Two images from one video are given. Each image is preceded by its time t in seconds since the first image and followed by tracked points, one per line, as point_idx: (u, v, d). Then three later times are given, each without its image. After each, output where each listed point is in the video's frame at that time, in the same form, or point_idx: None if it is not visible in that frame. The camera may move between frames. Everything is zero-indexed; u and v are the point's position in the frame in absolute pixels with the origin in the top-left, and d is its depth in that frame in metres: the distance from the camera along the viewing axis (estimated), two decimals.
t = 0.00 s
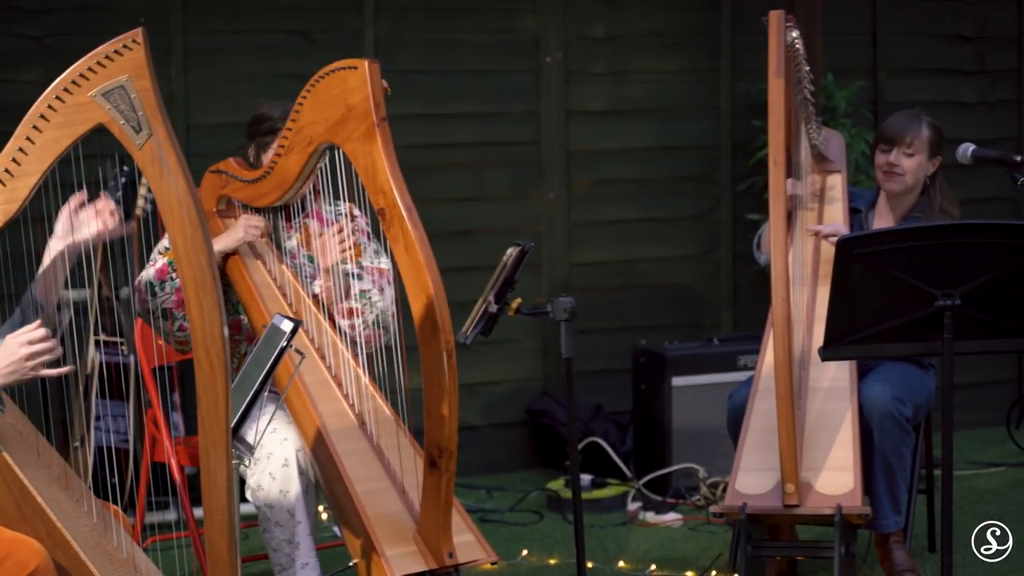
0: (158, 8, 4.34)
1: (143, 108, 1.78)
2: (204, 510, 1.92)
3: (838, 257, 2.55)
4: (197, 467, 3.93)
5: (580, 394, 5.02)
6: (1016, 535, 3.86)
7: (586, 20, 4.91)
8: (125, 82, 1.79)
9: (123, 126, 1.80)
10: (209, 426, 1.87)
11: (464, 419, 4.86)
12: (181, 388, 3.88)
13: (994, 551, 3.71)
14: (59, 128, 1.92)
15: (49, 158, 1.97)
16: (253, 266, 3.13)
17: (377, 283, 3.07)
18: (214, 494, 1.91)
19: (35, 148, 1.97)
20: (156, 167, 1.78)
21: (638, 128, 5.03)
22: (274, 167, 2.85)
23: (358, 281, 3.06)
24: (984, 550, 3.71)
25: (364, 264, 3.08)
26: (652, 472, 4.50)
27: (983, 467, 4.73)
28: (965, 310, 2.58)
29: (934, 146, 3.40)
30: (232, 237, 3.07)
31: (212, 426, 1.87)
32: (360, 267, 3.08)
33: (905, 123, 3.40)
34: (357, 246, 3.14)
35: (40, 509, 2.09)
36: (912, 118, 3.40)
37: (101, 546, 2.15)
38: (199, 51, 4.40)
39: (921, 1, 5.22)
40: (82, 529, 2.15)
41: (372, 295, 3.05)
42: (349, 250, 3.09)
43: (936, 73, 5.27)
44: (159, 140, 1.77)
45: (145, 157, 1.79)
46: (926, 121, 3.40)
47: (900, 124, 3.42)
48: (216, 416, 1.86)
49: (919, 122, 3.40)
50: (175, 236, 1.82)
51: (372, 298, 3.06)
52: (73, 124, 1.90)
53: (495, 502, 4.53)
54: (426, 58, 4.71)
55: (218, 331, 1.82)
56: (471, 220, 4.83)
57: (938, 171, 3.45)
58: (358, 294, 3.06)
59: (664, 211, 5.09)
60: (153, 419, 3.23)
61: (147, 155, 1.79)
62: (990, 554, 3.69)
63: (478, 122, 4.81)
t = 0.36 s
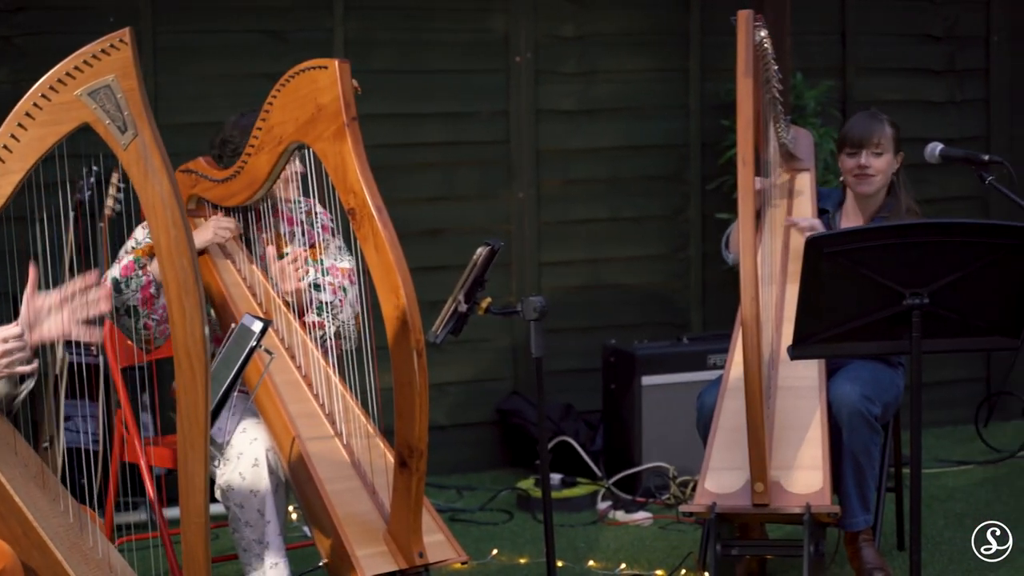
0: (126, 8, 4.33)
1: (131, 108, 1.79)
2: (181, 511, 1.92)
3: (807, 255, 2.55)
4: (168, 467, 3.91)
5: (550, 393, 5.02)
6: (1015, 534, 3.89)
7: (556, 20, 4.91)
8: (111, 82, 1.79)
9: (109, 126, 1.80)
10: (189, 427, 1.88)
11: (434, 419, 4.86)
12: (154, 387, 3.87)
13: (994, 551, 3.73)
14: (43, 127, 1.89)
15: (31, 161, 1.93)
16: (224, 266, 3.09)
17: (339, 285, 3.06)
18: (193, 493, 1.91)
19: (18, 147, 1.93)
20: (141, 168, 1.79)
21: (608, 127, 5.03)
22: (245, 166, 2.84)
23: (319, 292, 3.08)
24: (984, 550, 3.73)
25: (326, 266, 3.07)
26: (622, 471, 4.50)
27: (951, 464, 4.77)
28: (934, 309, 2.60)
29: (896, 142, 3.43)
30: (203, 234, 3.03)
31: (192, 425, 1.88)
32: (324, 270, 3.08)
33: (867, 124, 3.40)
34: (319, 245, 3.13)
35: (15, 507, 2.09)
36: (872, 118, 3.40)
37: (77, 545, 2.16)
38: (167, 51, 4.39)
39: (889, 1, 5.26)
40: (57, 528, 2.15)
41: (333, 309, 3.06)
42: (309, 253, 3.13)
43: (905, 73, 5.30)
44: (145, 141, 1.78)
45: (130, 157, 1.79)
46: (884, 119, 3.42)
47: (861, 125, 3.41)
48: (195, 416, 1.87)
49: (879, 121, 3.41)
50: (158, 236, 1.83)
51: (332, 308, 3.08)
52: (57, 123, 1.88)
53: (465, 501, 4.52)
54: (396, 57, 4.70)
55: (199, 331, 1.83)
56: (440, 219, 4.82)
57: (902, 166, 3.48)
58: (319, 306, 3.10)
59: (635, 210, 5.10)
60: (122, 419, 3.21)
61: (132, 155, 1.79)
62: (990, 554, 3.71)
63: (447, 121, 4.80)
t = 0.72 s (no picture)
0: (96, 8, 4.31)
1: (95, 108, 1.79)
2: (149, 510, 1.92)
3: (778, 254, 2.56)
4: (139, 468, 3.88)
5: (521, 392, 5.02)
6: (1016, 533, 3.89)
7: (527, 19, 4.91)
8: (77, 81, 1.80)
9: (74, 126, 1.81)
10: (157, 427, 1.88)
11: (405, 419, 4.85)
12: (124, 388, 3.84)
13: (994, 551, 3.72)
14: (6, 126, 1.89)
15: None
16: (196, 266, 3.10)
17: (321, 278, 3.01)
18: (159, 493, 1.90)
19: None
20: (106, 167, 1.79)
21: (578, 126, 5.03)
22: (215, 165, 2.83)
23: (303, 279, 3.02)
24: (985, 550, 3.72)
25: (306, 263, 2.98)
26: (593, 470, 4.51)
27: (922, 463, 4.80)
28: (903, 308, 2.63)
29: (870, 139, 3.45)
30: (172, 237, 3.03)
31: (160, 424, 1.87)
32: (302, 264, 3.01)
33: (837, 122, 3.44)
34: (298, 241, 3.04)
35: None
36: (843, 116, 3.44)
37: (45, 546, 2.15)
38: (138, 51, 4.38)
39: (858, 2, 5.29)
40: (25, 529, 2.14)
41: (319, 293, 3.03)
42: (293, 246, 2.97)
43: (874, 73, 5.33)
44: (110, 140, 1.78)
45: (95, 156, 1.79)
46: (855, 116, 3.44)
47: (832, 123, 3.45)
48: (164, 417, 1.87)
49: (851, 118, 3.44)
50: (124, 235, 1.82)
51: (318, 295, 3.03)
52: (21, 123, 1.88)
53: (437, 501, 4.51)
54: (367, 57, 4.70)
55: (167, 331, 1.82)
56: (410, 219, 4.82)
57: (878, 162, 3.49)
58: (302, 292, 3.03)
59: (606, 209, 5.10)
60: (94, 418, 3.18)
61: (97, 155, 1.79)
62: (991, 554, 3.70)
63: (417, 120, 4.80)
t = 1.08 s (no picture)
0: (65, 5, 4.30)
1: (59, 106, 1.76)
2: (117, 509, 1.91)
3: (749, 252, 2.55)
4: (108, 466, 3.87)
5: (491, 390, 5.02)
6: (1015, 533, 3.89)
7: (497, 17, 4.90)
8: (40, 80, 1.77)
9: (38, 123, 1.79)
10: (125, 427, 1.87)
11: (375, 417, 4.84)
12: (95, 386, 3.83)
13: (994, 551, 3.71)
14: None
15: None
16: (167, 270, 3.06)
17: (280, 287, 3.03)
18: (128, 491, 1.90)
19: None
20: (72, 166, 1.76)
21: (549, 124, 5.03)
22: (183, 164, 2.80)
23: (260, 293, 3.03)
24: (984, 550, 3.71)
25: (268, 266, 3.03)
26: (564, 468, 4.51)
27: (891, 460, 4.84)
28: (873, 306, 2.64)
29: (839, 138, 3.46)
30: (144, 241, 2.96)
31: (128, 424, 1.86)
32: (265, 272, 3.04)
33: (807, 121, 3.43)
34: (261, 246, 3.12)
35: None
36: (813, 115, 3.43)
37: (12, 547, 2.16)
38: (106, 48, 4.37)
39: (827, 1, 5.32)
40: None
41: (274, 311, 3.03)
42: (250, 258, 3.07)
43: (843, 71, 5.37)
44: (75, 139, 1.75)
45: (60, 154, 1.77)
46: (826, 116, 3.44)
47: (802, 122, 3.44)
48: (131, 417, 1.86)
49: (821, 117, 3.43)
50: (90, 235, 1.80)
51: (272, 311, 3.03)
52: None
53: (407, 498, 4.51)
54: (336, 55, 4.69)
55: (133, 331, 1.82)
56: (380, 217, 4.81)
57: (847, 160, 3.51)
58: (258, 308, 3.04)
59: (577, 207, 5.10)
60: (62, 417, 3.16)
61: (62, 153, 1.77)
62: (991, 554, 3.69)
63: (386, 118, 4.79)
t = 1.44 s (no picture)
0: (35, 4, 4.29)
1: (54, 106, 1.76)
2: (98, 509, 1.91)
3: (720, 250, 2.57)
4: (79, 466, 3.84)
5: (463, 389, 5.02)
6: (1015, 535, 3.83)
7: (468, 16, 4.89)
8: (35, 79, 1.77)
9: (31, 123, 1.78)
10: (107, 428, 1.86)
11: (347, 416, 4.83)
12: (68, 386, 3.81)
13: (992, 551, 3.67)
14: None
15: None
16: (134, 265, 3.12)
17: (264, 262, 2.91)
18: (109, 492, 1.90)
19: None
20: (63, 165, 1.75)
21: (521, 123, 5.03)
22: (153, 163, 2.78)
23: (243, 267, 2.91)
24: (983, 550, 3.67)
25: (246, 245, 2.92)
26: (535, 467, 4.52)
27: (862, 459, 4.87)
28: (843, 304, 2.66)
29: (805, 139, 3.48)
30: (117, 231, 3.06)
31: (110, 426, 1.85)
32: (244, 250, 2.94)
33: (774, 122, 3.45)
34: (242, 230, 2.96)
35: None
36: (779, 116, 3.45)
37: None
38: (77, 47, 4.36)
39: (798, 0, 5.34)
40: None
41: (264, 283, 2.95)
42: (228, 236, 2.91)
43: (813, 69, 5.39)
44: (67, 139, 1.74)
45: (52, 154, 1.76)
46: (792, 117, 3.46)
47: (768, 122, 3.46)
48: (114, 415, 1.84)
49: (787, 118, 3.45)
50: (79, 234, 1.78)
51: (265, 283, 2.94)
52: None
53: (379, 498, 4.50)
54: (307, 54, 4.67)
55: (120, 332, 1.79)
56: (352, 216, 4.80)
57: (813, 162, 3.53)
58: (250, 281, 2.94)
59: (548, 206, 5.10)
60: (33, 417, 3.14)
61: (54, 152, 1.76)
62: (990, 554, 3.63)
63: (357, 117, 4.78)
